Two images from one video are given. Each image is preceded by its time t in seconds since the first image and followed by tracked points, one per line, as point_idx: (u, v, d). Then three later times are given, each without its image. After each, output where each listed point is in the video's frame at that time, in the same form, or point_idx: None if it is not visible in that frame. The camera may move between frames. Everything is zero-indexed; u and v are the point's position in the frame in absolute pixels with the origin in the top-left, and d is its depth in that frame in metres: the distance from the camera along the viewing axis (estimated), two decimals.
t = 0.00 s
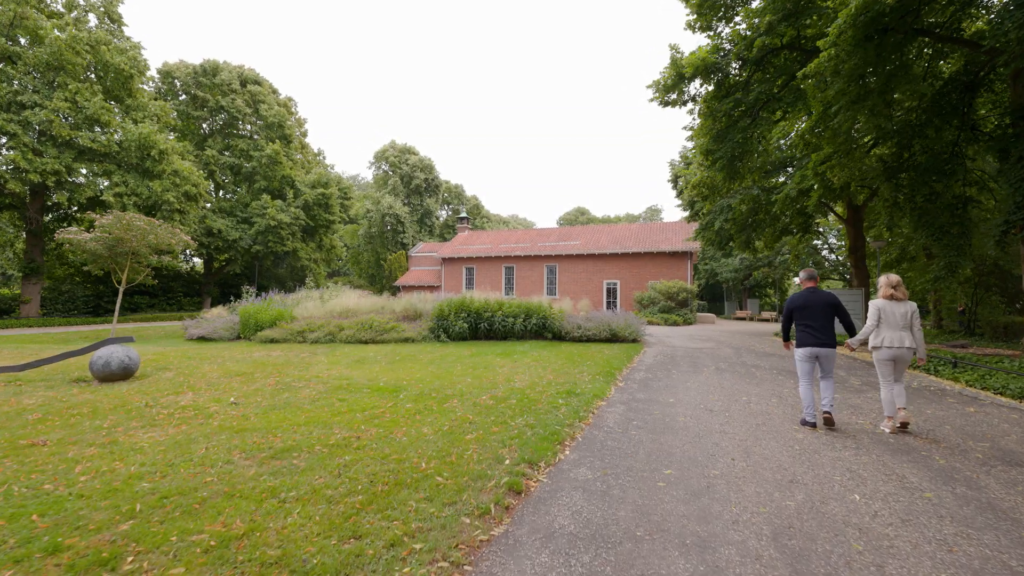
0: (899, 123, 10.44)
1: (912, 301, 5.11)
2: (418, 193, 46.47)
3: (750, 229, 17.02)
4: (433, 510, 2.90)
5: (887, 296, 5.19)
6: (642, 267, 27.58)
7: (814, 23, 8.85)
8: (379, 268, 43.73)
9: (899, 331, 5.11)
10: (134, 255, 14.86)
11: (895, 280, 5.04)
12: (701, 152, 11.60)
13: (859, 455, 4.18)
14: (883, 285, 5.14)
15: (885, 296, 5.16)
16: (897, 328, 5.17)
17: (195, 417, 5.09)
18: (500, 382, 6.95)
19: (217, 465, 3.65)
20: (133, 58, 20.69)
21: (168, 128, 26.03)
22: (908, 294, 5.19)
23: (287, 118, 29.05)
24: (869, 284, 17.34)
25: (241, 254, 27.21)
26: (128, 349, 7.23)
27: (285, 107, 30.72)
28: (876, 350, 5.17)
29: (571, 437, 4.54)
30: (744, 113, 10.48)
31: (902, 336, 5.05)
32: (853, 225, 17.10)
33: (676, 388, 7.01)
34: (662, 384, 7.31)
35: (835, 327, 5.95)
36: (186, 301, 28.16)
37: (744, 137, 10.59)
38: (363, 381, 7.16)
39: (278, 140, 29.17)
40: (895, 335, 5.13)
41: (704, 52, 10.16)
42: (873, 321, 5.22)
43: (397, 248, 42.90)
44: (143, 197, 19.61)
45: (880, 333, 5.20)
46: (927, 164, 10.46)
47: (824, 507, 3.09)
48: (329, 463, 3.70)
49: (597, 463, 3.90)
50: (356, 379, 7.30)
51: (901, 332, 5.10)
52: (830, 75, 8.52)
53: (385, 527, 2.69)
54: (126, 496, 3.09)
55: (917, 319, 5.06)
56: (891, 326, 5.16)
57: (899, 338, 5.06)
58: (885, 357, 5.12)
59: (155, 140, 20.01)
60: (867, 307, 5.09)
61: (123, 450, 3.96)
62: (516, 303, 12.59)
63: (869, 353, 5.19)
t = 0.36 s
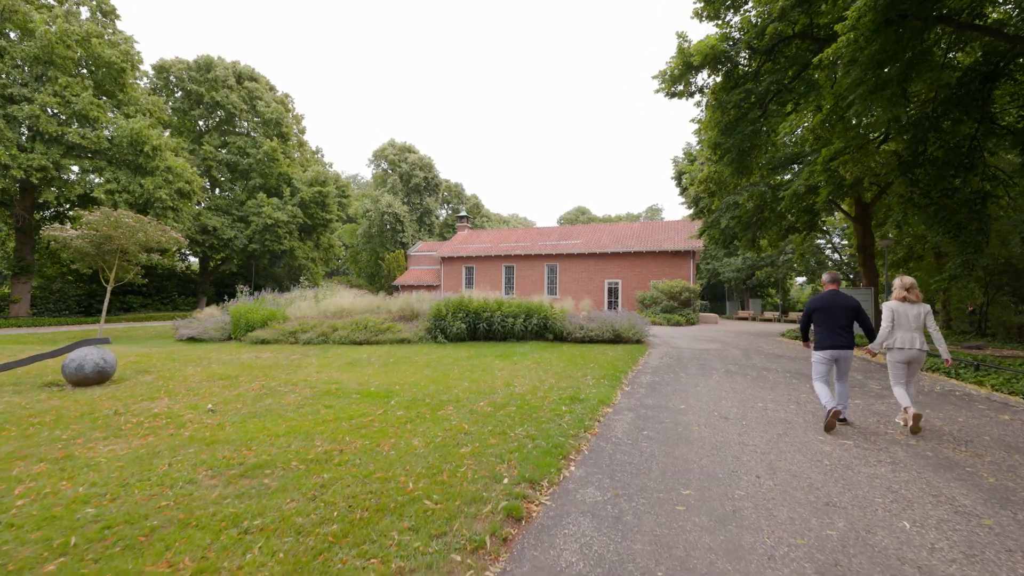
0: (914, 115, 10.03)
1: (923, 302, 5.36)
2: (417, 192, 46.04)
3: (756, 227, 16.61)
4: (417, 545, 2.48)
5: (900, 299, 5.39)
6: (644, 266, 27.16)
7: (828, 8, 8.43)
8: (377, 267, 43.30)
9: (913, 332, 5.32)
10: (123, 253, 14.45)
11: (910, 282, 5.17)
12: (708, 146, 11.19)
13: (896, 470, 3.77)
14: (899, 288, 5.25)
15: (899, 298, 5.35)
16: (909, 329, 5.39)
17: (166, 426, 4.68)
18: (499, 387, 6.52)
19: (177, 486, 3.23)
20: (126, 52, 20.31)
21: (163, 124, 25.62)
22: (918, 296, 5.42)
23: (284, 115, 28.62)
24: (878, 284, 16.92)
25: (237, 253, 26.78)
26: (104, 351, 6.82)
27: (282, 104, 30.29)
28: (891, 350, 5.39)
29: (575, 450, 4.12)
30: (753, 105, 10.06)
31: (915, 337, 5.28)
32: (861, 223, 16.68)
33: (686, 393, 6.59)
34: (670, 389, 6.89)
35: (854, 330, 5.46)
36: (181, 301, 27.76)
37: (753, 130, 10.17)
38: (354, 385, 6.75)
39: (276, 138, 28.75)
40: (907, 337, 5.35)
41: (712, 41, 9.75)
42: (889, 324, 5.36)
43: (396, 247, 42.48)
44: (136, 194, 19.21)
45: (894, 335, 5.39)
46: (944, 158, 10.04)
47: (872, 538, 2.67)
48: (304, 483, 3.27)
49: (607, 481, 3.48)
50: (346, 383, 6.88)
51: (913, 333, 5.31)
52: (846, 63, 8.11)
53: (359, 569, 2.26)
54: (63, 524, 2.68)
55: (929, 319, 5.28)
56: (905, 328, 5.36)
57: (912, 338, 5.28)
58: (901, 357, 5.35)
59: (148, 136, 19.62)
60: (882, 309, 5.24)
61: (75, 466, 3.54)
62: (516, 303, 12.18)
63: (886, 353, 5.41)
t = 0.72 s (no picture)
0: (931, 108, 9.63)
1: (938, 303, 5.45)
2: (416, 191, 45.62)
3: (763, 226, 16.21)
4: None
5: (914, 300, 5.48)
6: (646, 267, 26.74)
7: None
8: (376, 267, 42.90)
9: (928, 332, 5.39)
10: (112, 251, 14.02)
11: (923, 282, 5.26)
12: (716, 140, 10.77)
13: (943, 490, 3.36)
14: (911, 289, 5.36)
15: (912, 298, 5.45)
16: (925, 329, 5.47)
17: (132, 439, 4.26)
18: (498, 394, 6.11)
19: (125, 514, 2.80)
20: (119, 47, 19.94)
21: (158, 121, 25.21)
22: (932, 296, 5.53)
23: (281, 112, 28.21)
24: (888, 283, 16.51)
25: (233, 253, 26.36)
26: (78, 354, 6.40)
27: (280, 102, 29.90)
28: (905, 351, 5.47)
29: (582, 468, 3.71)
30: (764, 97, 9.65)
31: (931, 337, 5.35)
32: (871, 222, 16.27)
33: (698, 400, 6.15)
34: (681, 395, 6.46)
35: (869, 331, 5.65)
36: (176, 302, 27.35)
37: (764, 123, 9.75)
38: (343, 391, 6.32)
39: (273, 136, 28.36)
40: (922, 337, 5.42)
41: (722, 30, 9.33)
42: (904, 325, 5.46)
43: (395, 247, 42.08)
44: (128, 192, 18.80)
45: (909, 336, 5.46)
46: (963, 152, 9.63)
47: None
48: (272, 510, 2.84)
49: (620, 506, 3.06)
50: (335, 388, 6.45)
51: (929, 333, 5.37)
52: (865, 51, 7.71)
53: None
54: None
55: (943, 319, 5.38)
56: (920, 328, 5.44)
57: (928, 339, 5.34)
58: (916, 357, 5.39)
59: (142, 133, 19.25)
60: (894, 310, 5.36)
61: (15, 488, 3.12)
62: (516, 303, 11.77)
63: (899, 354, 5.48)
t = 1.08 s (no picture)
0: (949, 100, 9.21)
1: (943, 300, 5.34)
2: (415, 190, 45.19)
3: (769, 224, 15.79)
4: None
5: (920, 296, 5.41)
6: (648, 267, 26.34)
7: None
8: (375, 267, 42.49)
9: (933, 329, 5.27)
10: (100, 251, 13.62)
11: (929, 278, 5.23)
12: (724, 134, 10.35)
13: (1004, 518, 2.95)
14: (918, 285, 5.32)
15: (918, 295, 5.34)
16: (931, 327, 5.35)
17: (86, 456, 3.82)
18: (496, 402, 5.68)
19: (50, 556, 2.37)
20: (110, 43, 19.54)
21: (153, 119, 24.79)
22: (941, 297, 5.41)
23: (278, 110, 27.72)
24: (899, 283, 16.08)
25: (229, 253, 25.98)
26: (47, 359, 5.98)
27: (277, 100, 29.46)
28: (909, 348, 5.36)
29: (589, 490, 3.28)
30: (775, 88, 9.25)
31: (937, 334, 5.21)
32: (880, 220, 15.83)
33: (711, 409, 5.74)
34: (692, 403, 6.03)
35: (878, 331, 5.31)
36: (171, 302, 26.99)
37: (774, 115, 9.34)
38: (331, 398, 5.91)
39: (270, 134, 27.96)
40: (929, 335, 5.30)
41: (732, 17, 8.89)
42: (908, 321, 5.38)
43: (394, 247, 41.66)
44: (120, 191, 18.41)
45: (915, 332, 5.35)
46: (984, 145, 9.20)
47: None
48: (225, 551, 2.40)
49: (634, 541, 2.63)
50: (321, 395, 6.04)
51: (934, 330, 5.27)
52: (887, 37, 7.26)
53: None
54: None
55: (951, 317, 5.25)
56: (926, 325, 5.33)
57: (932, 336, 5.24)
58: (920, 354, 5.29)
59: (133, 130, 18.87)
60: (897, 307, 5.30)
61: None
62: (516, 304, 11.38)
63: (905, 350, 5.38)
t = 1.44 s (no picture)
0: (966, 91, 8.80)
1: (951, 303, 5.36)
2: (414, 189, 44.76)
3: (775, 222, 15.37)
4: None
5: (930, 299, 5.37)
6: (650, 266, 25.94)
7: None
8: (373, 268, 42.05)
9: (942, 332, 5.26)
10: (86, 250, 13.20)
11: (940, 281, 5.22)
12: (732, 128, 9.94)
13: None
14: (930, 288, 5.29)
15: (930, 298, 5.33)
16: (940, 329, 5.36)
17: (29, 479, 3.40)
18: (492, 411, 5.27)
19: None
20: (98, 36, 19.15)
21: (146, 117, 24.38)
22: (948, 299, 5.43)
23: (273, 107, 27.20)
24: (908, 283, 15.66)
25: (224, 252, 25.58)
26: (11, 366, 5.57)
27: (273, 98, 29.00)
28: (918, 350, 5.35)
29: (594, 521, 2.87)
30: (785, 79, 8.86)
31: (946, 338, 5.26)
32: (889, 218, 15.42)
33: (724, 418, 5.33)
34: (702, 412, 5.63)
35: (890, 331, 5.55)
36: (165, 303, 26.56)
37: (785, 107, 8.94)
38: (315, 407, 5.51)
39: (266, 132, 27.51)
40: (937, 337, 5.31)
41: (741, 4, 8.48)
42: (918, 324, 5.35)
43: (392, 247, 41.23)
44: (110, 189, 18.04)
45: (924, 335, 5.34)
46: (1007, 138, 8.76)
47: None
48: None
49: None
50: (305, 404, 5.63)
51: (943, 333, 5.26)
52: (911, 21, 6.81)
53: None
54: None
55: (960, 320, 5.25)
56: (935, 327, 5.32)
57: (942, 339, 5.23)
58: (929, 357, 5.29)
59: (123, 127, 18.51)
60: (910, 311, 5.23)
61: None
62: (515, 305, 10.97)
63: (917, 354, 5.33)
